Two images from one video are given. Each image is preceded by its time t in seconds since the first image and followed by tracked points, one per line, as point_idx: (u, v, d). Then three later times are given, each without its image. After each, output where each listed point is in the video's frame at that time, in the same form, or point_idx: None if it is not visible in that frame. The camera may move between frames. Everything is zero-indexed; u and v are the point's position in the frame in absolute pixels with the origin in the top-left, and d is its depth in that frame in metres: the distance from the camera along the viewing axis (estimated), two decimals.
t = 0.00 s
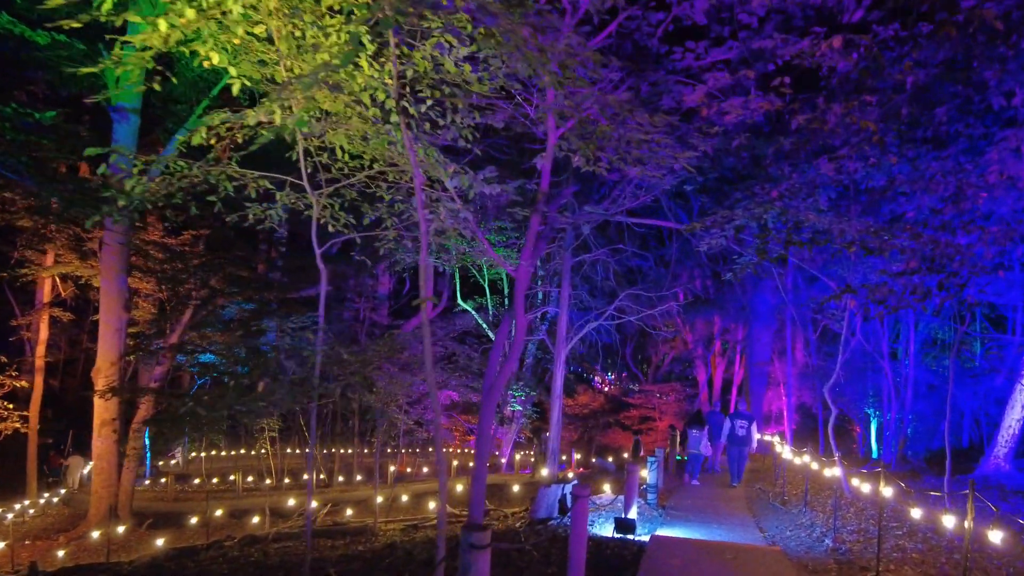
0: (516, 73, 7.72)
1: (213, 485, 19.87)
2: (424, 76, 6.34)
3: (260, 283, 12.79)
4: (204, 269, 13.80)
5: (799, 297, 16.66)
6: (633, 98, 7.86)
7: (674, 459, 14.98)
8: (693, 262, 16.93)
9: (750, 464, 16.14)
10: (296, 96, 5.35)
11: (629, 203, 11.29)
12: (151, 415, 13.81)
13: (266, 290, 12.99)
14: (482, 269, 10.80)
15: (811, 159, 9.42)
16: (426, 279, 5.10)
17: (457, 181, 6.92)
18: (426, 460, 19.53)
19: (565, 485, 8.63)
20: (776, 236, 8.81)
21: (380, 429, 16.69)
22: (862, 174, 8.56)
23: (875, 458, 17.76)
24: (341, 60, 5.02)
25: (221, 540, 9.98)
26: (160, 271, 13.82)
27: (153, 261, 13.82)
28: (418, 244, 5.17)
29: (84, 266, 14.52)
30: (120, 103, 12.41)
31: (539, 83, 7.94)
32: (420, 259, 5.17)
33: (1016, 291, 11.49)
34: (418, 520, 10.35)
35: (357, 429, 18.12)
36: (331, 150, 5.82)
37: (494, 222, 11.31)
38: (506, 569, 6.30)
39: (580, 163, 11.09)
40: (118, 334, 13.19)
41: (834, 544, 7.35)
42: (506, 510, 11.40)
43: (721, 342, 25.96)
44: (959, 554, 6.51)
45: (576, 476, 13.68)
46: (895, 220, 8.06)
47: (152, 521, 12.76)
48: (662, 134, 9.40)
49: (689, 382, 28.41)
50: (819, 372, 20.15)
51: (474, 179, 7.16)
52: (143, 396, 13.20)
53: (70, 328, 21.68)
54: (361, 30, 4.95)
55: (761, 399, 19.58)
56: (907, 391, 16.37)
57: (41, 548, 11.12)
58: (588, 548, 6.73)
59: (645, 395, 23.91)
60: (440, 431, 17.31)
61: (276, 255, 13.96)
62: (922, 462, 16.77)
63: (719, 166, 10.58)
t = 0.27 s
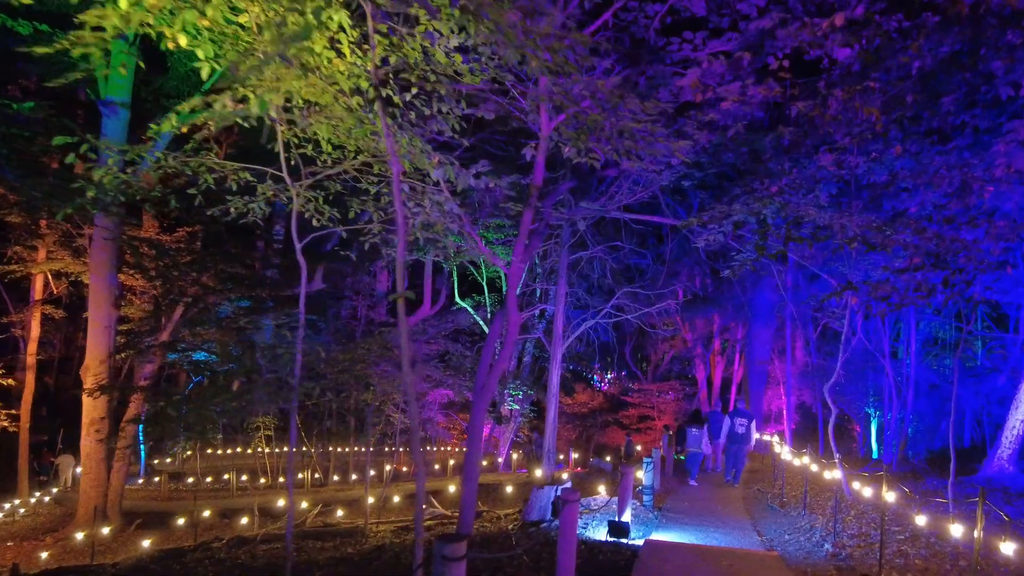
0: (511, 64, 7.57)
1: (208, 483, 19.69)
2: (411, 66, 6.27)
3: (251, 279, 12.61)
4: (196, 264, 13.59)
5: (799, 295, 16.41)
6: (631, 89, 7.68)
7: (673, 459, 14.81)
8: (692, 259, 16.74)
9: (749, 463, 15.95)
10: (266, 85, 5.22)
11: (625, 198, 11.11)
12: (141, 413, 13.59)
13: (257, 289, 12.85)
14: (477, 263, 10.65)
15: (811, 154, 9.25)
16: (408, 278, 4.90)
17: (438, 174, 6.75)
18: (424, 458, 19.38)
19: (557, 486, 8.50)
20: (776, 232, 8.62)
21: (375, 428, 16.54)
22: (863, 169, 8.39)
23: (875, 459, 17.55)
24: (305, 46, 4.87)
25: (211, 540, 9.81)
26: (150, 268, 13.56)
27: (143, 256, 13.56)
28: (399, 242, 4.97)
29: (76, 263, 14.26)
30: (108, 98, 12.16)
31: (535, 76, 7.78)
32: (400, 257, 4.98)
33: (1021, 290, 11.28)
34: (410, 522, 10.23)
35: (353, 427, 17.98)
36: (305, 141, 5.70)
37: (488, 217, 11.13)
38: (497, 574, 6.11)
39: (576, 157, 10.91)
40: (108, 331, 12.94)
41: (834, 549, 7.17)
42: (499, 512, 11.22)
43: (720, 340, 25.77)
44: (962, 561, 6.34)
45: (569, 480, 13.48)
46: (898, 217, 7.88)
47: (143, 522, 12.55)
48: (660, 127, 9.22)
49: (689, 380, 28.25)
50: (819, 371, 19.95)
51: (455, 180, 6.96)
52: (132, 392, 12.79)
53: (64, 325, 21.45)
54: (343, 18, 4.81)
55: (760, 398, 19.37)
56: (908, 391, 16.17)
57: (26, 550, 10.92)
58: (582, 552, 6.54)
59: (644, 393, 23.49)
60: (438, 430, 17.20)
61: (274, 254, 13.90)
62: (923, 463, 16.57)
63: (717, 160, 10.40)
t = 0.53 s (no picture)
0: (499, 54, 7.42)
1: (192, 484, 19.33)
2: (390, 53, 6.61)
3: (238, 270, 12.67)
4: (177, 260, 13.23)
5: (790, 293, 16.20)
6: (622, 76, 7.51)
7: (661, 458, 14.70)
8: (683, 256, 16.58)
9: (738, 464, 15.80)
10: (239, 64, 5.82)
11: (613, 193, 10.93)
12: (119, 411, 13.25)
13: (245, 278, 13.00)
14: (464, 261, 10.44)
15: (803, 148, 9.14)
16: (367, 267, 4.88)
17: (416, 154, 7.08)
18: (411, 459, 19.11)
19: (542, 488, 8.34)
20: (767, 227, 8.46)
21: (361, 427, 16.27)
22: (856, 162, 8.28)
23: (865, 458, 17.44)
24: (272, 20, 5.50)
25: (185, 544, 9.51)
26: (130, 264, 13.20)
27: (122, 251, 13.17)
28: (359, 236, 4.97)
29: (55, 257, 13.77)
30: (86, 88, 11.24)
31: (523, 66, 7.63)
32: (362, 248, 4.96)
33: (1013, 287, 11.14)
34: (392, 524, 9.98)
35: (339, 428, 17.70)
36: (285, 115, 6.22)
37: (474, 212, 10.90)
38: None
39: (564, 151, 10.72)
40: (84, 328, 12.46)
41: (824, 553, 7.00)
42: (484, 513, 11.01)
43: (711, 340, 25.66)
44: (956, 567, 6.15)
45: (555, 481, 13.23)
46: (891, 211, 7.77)
47: (118, 524, 12.19)
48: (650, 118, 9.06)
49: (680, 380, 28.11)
50: (810, 370, 19.85)
51: (434, 161, 7.36)
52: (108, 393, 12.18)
53: (46, 322, 21.05)
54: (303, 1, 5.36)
55: (750, 398, 19.24)
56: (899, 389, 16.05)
57: None
58: (566, 556, 6.32)
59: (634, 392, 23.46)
60: (425, 430, 16.97)
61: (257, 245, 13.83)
62: (914, 462, 16.46)
63: (707, 154, 10.25)
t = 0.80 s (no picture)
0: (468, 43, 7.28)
1: (156, 486, 18.83)
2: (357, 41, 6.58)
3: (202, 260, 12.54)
4: (138, 257, 12.80)
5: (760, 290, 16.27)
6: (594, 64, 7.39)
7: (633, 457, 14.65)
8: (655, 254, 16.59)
9: (710, 462, 15.84)
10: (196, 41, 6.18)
11: (585, 189, 10.85)
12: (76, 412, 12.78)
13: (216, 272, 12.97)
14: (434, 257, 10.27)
15: (774, 144, 9.17)
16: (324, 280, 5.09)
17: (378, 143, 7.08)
18: (382, 459, 18.84)
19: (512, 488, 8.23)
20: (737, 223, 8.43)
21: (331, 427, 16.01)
22: (826, 158, 8.29)
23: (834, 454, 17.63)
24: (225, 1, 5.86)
25: (143, 549, 9.17)
26: (89, 260, 12.74)
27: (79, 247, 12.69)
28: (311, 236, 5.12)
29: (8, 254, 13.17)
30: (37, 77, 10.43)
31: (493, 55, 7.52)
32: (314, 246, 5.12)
33: (975, 285, 11.30)
34: (359, 526, 9.76)
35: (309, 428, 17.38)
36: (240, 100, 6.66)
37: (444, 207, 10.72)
38: None
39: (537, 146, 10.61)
40: (37, 326, 12.04)
41: (794, 552, 7.00)
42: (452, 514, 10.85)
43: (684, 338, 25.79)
44: (924, 564, 6.14)
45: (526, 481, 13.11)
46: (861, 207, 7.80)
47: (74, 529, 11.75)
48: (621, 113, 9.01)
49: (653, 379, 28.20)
50: (781, 367, 20.03)
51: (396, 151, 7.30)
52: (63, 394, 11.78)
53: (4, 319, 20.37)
54: None
55: (722, 395, 19.35)
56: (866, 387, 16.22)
57: None
58: (534, 557, 6.21)
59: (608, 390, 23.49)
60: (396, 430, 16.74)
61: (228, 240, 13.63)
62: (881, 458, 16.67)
63: (679, 151, 10.22)
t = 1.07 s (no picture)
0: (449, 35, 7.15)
1: (132, 489, 18.43)
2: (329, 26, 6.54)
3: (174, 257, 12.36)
4: (111, 253, 12.45)
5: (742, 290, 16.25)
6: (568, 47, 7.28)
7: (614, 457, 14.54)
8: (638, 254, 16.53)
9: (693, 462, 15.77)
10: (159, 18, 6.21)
11: (567, 186, 10.73)
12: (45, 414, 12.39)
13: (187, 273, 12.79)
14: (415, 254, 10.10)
15: (756, 141, 9.12)
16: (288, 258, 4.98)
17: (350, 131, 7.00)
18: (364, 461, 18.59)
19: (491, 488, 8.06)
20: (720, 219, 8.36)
21: (311, 429, 15.74)
22: (808, 155, 8.24)
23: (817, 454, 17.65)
24: None
25: (111, 554, 8.89)
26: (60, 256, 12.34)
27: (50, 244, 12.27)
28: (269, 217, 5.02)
29: None
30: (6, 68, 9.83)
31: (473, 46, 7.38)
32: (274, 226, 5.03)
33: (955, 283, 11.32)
34: (337, 529, 9.55)
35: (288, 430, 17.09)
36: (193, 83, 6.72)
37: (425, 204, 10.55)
38: None
39: (519, 143, 10.49)
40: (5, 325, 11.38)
41: (778, 553, 6.94)
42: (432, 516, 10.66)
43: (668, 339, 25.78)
44: (908, 564, 6.06)
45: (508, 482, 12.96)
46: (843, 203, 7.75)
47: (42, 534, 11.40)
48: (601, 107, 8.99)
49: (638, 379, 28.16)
50: (763, 367, 20.04)
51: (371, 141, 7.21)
52: (31, 393, 11.43)
53: None
54: None
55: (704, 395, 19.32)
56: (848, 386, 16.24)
57: None
58: (512, 560, 6.04)
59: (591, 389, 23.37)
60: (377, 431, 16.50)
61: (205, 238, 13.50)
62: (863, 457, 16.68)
63: (661, 149, 10.14)
